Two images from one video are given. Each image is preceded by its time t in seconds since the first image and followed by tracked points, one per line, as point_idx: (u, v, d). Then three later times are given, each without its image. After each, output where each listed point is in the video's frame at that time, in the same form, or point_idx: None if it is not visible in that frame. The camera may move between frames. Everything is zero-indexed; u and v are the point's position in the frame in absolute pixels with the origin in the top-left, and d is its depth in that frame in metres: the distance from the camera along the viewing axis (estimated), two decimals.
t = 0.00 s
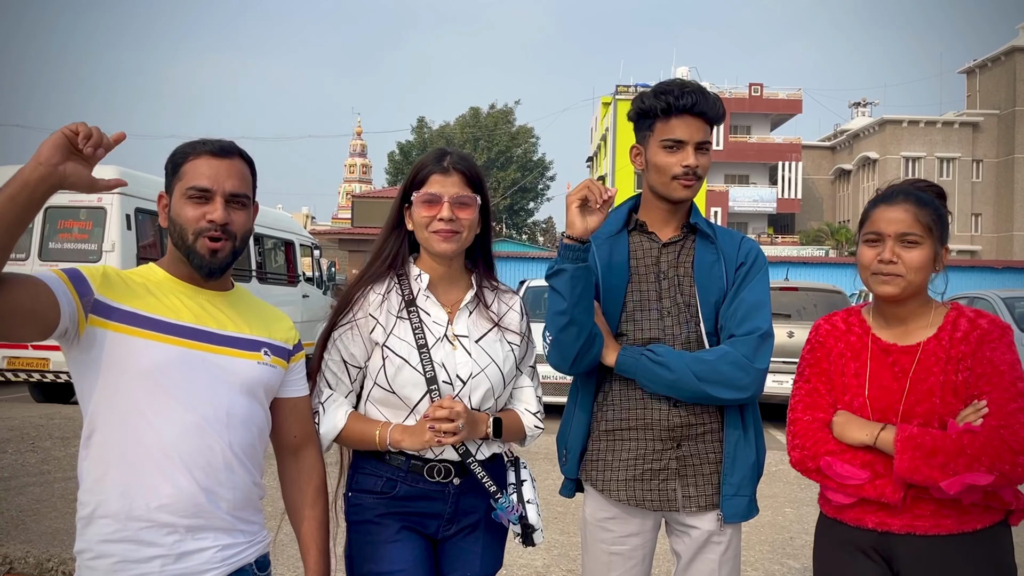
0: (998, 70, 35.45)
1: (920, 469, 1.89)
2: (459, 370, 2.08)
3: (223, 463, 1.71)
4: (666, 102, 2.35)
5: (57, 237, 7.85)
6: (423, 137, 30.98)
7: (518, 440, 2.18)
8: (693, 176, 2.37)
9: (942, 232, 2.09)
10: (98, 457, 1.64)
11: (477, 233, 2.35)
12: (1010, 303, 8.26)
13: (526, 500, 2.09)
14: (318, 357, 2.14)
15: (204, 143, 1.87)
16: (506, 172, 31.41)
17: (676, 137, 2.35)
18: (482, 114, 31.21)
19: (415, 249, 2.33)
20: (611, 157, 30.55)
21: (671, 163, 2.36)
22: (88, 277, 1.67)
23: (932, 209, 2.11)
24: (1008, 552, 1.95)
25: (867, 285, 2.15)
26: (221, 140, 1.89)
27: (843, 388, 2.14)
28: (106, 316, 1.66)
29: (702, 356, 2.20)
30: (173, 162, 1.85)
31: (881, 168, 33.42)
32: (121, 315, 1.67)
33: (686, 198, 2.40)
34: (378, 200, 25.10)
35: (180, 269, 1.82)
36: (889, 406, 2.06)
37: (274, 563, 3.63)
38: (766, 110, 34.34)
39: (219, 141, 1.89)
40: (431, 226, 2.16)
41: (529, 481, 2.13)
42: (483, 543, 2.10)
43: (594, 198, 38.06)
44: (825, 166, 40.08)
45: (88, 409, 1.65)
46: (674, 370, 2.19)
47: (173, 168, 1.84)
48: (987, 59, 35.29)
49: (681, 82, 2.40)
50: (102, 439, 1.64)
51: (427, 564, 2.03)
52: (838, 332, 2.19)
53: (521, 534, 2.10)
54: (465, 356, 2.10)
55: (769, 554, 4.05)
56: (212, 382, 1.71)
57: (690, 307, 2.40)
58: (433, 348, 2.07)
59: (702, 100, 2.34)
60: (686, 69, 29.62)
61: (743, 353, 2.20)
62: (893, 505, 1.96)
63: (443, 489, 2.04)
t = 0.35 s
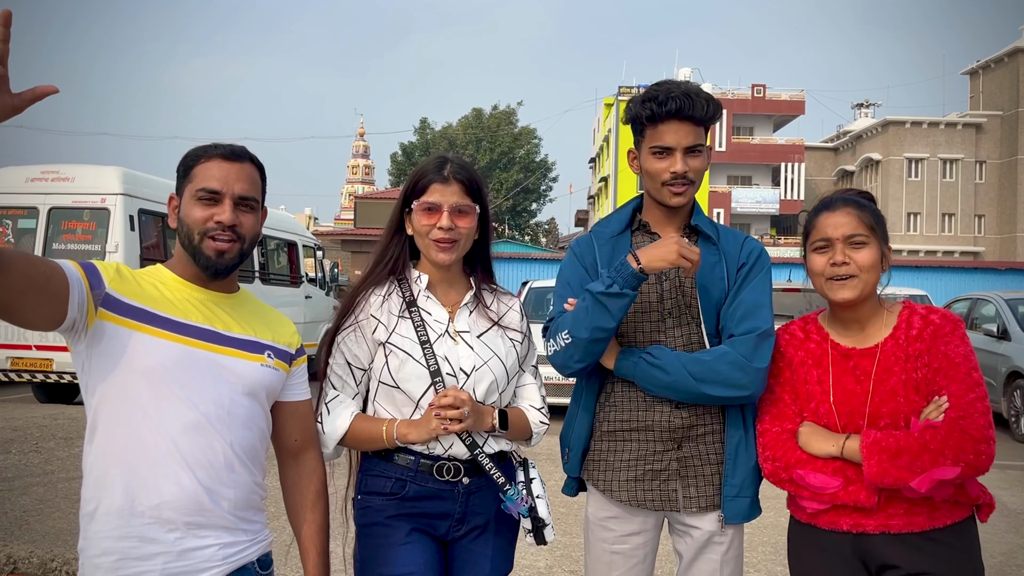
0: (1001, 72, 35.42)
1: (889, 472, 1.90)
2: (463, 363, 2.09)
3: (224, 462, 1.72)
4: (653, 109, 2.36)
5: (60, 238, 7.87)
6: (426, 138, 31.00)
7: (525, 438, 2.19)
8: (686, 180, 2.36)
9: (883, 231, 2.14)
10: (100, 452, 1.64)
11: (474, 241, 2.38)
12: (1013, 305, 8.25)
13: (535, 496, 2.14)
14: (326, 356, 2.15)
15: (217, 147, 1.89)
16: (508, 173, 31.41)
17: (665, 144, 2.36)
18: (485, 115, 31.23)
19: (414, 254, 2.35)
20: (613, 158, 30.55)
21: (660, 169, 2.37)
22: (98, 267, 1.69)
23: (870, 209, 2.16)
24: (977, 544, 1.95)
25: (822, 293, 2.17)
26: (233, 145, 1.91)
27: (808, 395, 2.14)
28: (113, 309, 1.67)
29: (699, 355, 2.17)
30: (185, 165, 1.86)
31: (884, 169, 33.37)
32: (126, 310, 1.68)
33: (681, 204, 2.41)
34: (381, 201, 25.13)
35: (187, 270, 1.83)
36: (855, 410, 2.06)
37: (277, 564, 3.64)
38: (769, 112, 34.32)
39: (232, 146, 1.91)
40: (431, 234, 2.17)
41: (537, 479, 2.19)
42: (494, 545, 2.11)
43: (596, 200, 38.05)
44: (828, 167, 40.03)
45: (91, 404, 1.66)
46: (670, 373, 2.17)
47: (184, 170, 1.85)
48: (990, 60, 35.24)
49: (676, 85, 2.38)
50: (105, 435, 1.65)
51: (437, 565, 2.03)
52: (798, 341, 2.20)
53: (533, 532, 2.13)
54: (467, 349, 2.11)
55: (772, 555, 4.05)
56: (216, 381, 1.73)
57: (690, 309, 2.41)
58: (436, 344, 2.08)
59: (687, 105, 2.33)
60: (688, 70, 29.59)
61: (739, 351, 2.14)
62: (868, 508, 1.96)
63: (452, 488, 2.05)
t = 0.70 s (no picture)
0: (1005, 71, 35.35)
1: (881, 474, 1.88)
2: (468, 364, 2.09)
3: (229, 462, 1.73)
4: (638, 116, 2.37)
5: (63, 236, 7.89)
6: (428, 138, 31.00)
7: (528, 438, 2.18)
8: (680, 183, 2.38)
9: (880, 232, 2.11)
10: (107, 454, 1.64)
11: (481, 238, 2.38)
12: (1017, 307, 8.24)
13: (539, 495, 2.13)
14: (331, 355, 2.14)
15: (225, 145, 1.89)
16: (511, 172, 31.41)
17: (654, 149, 2.37)
18: (487, 115, 31.22)
19: (419, 254, 2.35)
20: (616, 157, 30.54)
21: (649, 175, 2.40)
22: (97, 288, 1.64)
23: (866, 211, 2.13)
24: (977, 547, 1.94)
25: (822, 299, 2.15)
26: (241, 144, 1.92)
27: (806, 395, 2.14)
28: (120, 328, 1.65)
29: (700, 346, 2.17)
30: (193, 163, 1.87)
31: (887, 169, 33.33)
32: (136, 323, 1.67)
33: (677, 207, 2.40)
34: (383, 201, 25.15)
35: (194, 268, 1.83)
36: (851, 411, 2.06)
37: (280, 562, 3.64)
38: (771, 111, 34.29)
39: (239, 144, 1.91)
40: (436, 233, 2.18)
41: (541, 479, 2.18)
42: (497, 545, 2.11)
43: (598, 200, 38.03)
44: (831, 167, 39.97)
45: (98, 410, 1.65)
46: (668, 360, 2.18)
47: (192, 169, 1.86)
48: (993, 60, 35.16)
49: (662, 88, 2.37)
50: (113, 438, 1.64)
51: (440, 563, 2.02)
52: (798, 341, 2.21)
53: (536, 532, 2.11)
54: (473, 351, 2.11)
55: (774, 555, 4.05)
56: (222, 382, 1.73)
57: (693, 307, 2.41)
58: (441, 344, 2.08)
59: (672, 109, 2.33)
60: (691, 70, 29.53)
61: (738, 329, 2.14)
62: (861, 509, 1.95)
63: (455, 488, 2.05)
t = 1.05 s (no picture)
0: (1008, 71, 35.27)
1: (892, 481, 1.86)
2: (476, 369, 2.06)
3: (234, 467, 1.71)
4: (636, 118, 2.34)
5: (65, 235, 7.88)
6: (430, 136, 30.96)
7: (529, 442, 2.16)
8: (679, 184, 2.36)
9: (900, 236, 2.05)
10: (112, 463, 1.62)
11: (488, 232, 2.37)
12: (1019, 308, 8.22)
13: (539, 500, 2.10)
14: (332, 354, 2.11)
15: (223, 143, 1.87)
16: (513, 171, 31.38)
17: (653, 151, 2.34)
18: (489, 113, 31.18)
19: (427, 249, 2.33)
20: (618, 156, 30.49)
21: (648, 177, 2.38)
22: (96, 328, 1.58)
23: (886, 214, 2.06)
24: (989, 557, 1.92)
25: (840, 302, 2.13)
26: (239, 141, 1.90)
27: (820, 393, 2.12)
28: (133, 348, 1.62)
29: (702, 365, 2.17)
30: (191, 161, 1.84)
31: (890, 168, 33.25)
32: (143, 340, 1.63)
33: (679, 206, 2.38)
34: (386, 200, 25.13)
35: (191, 267, 1.79)
36: (864, 411, 2.03)
37: (281, 561, 3.63)
38: (774, 110, 34.24)
39: (237, 142, 1.89)
40: (441, 220, 2.15)
41: (539, 482, 2.15)
42: (495, 549, 2.10)
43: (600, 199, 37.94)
44: (833, 166, 39.90)
45: (105, 423, 1.63)
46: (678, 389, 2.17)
47: (190, 167, 1.84)
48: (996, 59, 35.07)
49: (660, 88, 2.34)
50: (119, 448, 1.62)
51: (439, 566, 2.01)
52: (815, 338, 2.18)
53: (534, 535, 2.08)
54: (482, 355, 2.08)
55: (776, 555, 4.03)
56: (226, 386, 1.72)
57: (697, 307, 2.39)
58: (450, 346, 2.05)
59: (668, 111, 2.30)
60: (694, 70, 29.46)
61: (740, 356, 2.15)
62: (870, 513, 1.93)
63: (454, 493, 2.03)
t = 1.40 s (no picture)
0: (1010, 70, 35.22)
1: (897, 486, 1.84)
2: (486, 390, 2.03)
3: (236, 469, 1.70)
4: (636, 114, 2.32)
5: (66, 234, 7.87)
6: (431, 135, 30.93)
7: (541, 450, 2.17)
8: (680, 182, 2.33)
9: (918, 237, 2.02)
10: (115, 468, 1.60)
11: (506, 234, 2.34)
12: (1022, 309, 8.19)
13: (539, 516, 2.09)
14: (332, 360, 2.06)
15: (217, 139, 1.84)
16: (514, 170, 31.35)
17: (654, 148, 2.32)
18: (491, 113, 31.16)
19: (436, 249, 2.30)
20: (620, 156, 30.45)
21: (648, 174, 2.36)
22: (102, 331, 1.55)
23: (906, 215, 2.03)
24: (1002, 561, 1.90)
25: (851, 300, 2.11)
26: (234, 138, 1.86)
27: (828, 395, 2.09)
28: (136, 350, 1.59)
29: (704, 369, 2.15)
30: (185, 160, 1.82)
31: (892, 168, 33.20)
32: (146, 342, 1.60)
33: (680, 204, 2.35)
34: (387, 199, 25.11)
35: (188, 267, 1.77)
36: (871, 415, 2.01)
37: (281, 561, 3.61)
38: (775, 110, 34.20)
39: (232, 139, 1.85)
40: (456, 224, 2.11)
41: (540, 493, 2.13)
42: (494, 559, 2.08)
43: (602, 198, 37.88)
44: (835, 166, 39.85)
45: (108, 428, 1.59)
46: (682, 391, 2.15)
47: (184, 166, 1.81)
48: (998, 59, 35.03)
49: (660, 84, 2.32)
50: (122, 452, 1.59)
51: None
52: (824, 337, 2.15)
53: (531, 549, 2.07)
54: (492, 373, 2.05)
55: (777, 556, 4.01)
56: (226, 390, 1.70)
57: (698, 309, 2.37)
58: (459, 365, 2.01)
59: (670, 107, 2.28)
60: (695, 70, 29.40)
61: (744, 359, 2.13)
62: (875, 519, 1.91)
63: (455, 504, 2.01)
